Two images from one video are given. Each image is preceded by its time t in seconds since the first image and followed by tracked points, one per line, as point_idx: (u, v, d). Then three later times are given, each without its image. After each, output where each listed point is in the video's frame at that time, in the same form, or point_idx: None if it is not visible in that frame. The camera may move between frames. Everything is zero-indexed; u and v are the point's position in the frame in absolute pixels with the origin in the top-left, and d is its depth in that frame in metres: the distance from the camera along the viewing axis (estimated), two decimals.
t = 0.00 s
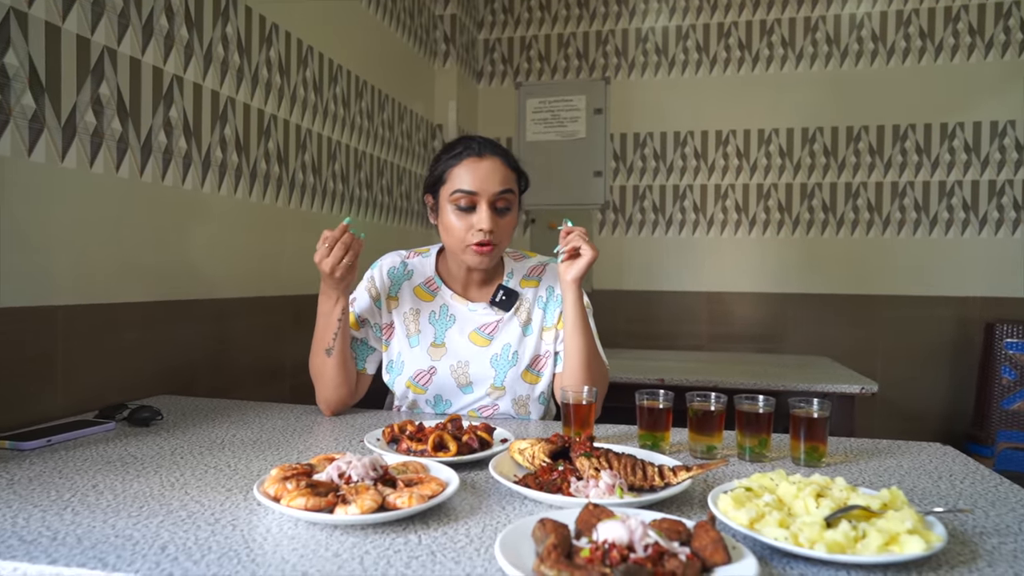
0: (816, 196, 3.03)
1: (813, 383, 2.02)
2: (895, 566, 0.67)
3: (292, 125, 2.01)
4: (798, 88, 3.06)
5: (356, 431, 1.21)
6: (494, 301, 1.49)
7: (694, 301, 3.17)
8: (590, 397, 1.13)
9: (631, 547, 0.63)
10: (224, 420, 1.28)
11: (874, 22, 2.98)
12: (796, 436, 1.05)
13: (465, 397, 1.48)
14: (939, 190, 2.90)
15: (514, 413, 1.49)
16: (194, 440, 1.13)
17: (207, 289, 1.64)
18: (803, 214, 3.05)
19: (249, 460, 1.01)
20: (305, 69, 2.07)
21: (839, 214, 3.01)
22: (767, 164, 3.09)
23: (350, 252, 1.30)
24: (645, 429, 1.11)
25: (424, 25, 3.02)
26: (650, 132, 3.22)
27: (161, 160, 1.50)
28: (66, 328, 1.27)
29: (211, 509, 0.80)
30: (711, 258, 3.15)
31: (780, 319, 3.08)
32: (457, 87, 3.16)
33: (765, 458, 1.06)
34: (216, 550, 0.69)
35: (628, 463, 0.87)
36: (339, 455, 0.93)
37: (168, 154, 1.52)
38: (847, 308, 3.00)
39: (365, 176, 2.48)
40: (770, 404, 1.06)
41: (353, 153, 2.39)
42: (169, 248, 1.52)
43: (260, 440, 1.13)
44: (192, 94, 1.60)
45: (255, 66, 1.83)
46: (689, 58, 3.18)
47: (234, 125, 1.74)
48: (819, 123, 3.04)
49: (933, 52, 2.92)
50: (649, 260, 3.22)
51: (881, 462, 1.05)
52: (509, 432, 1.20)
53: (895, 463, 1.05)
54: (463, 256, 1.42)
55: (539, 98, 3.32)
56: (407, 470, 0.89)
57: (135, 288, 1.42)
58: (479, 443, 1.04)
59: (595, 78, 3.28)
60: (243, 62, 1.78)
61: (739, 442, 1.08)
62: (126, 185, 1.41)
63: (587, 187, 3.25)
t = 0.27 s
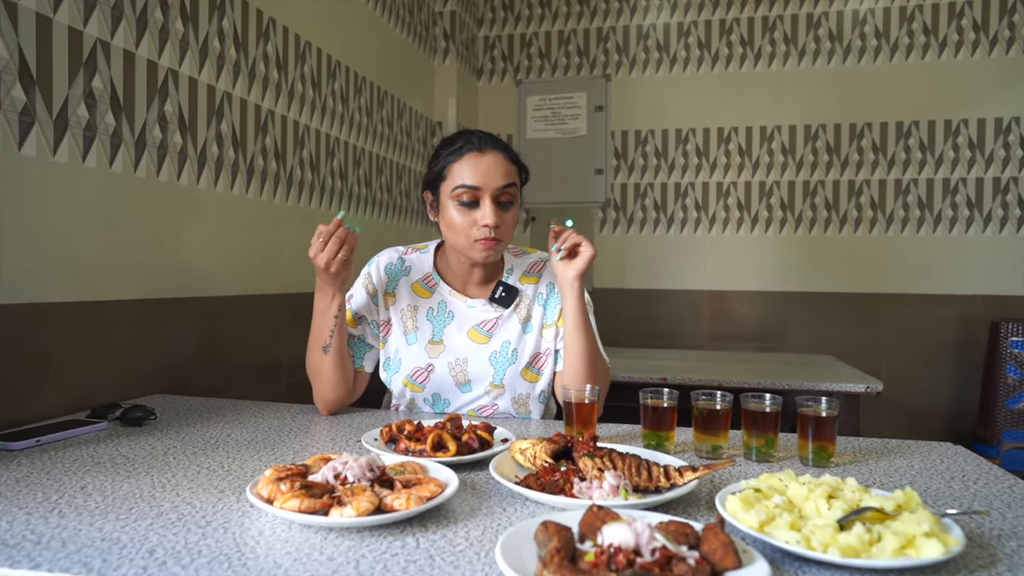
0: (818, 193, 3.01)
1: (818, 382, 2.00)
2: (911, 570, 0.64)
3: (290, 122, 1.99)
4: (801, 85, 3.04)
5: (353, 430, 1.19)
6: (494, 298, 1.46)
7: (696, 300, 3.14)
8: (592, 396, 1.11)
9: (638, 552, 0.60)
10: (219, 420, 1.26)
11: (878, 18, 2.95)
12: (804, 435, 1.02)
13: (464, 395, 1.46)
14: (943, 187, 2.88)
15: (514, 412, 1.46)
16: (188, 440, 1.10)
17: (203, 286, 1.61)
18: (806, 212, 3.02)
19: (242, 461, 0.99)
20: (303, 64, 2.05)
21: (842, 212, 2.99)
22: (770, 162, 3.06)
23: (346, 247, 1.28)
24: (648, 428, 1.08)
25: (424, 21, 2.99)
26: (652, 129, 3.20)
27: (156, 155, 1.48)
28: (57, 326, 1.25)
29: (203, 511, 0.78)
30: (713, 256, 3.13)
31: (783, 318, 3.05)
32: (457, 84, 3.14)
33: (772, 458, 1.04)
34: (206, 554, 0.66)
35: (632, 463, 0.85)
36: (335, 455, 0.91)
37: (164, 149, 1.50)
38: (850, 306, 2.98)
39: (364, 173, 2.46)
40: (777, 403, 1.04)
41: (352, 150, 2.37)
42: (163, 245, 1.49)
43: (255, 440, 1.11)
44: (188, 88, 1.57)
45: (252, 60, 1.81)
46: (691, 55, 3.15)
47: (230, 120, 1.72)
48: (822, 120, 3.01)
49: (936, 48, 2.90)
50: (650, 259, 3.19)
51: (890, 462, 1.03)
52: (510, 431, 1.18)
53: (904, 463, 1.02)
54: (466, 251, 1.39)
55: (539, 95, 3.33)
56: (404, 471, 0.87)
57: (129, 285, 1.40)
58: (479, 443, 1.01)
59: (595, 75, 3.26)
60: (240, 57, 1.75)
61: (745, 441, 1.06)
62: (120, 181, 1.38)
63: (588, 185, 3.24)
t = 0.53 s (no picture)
0: (821, 192, 2.99)
1: (821, 382, 1.98)
2: None
3: (288, 119, 1.97)
4: (803, 83, 3.01)
5: (351, 432, 1.16)
6: (494, 297, 1.44)
7: (698, 299, 3.12)
8: (594, 397, 1.09)
9: (643, 561, 0.58)
10: (215, 421, 1.23)
11: (881, 15, 2.93)
12: (811, 438, 1.00)
13: (464, 396, 1.43)
14: (946, 186, 2.86)
15: (514, 414, 1.44)
16: (182, 442, 1.08)
17: (199, 285, 1.59)
18: (808, 210, 3.00)
19: (237, 464, 0.96)
20: (301, 61, 2.03)
21: (844, 211, 2.96)
22: (772, 160, 3.04)
23: (344, 245, 1.26)
24: (652, 431, 1.06)
25: (424, 18, 2.97)
26: (653, 127, 3.18)
27: (151, 153, 1.45)
28: (50, 325, 1.23)
29: (195, 517, 0.75)
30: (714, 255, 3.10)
31: (785, 317, 3.03)
32: (457, 82, 3.12)
33: (778, 461, 1.02)
34: (196, 563, 0.64)
35: (636, 467, 0.83)
36: (331, 459, 0.89)
37: (159, 147, 1.48)
38: (853, 306, 2.96)
39: (363, 171, 2.44)
40: (783, 405, 1.02)
41: (350, 148, 2.35)
42: (159, 243, 1.47)
43: (250, 443, 1.08)
44: (183, 84, 1.55)
45: (249, 57, 1.78)
46: (692, 52, 3.13)
47: (227, 117, 1.69)
48: (824, 118, 2.99)
49: (940, 45, 2.87)
50: (651, 258, 3.17)
51: (899, 465, 1.01)
52: (510, 433, 1.16)
53: (913, 466, 1.00)
54: (465, 247, 1.37)
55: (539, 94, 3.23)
56: (402, 475, 0.85)
57: (124, 284, 1.38)
58: (479, 446, 0.99)
59: (596, 73, 3.24)
60: (237, 53, 1.73)
61: (750, 444, 1.03)
62: (114, 178, 1.36)
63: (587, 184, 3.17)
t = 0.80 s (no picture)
0: (822, 189, 2.97)
1: (822, 380, 1.97)
2: None
3: (285, 116, 1.95)
4: (804, 80, 3.00)
5: (348, 433, 1.15)
6: (493, 296, 1.43)
7: (698, 297, 3.11)
8: (594, 398, 1.07)
9: (644, 567, 0.57)
10: (210, 422, 1.22)
11: (882, 12, 2.91)
12: (814, 439, 0.99)
13: (462, 396, 1.42)
14: (948, 183, 2.84)
15: (514, 414, 1.42)
16: (176, 443, 1.06)
17: (196, 284, 1.58)
18: (809, 208, 2.99)
19: (232, 466, 0.95)
20: (298, 58, 2.01)
21: (845, 208, 2.95)
22: (773, 157, 3.02)
23: (340, 243, 1.24)
24: (653, 431, 1.05)
25: (422, 15, 2.95)
26: (653, 124, 3.16)
27: (146, 150, 1.44)
28: (45, 324, 1.21)
29: (187, 521, 0.74)
30: (715, 252, 3.09)
31: (786, 315, 3.01)
32: (456, 79, 3.10)
33: (781, 462, 1.00)
34: (189, 568, 0.63)
35: (637, 470, 0.82)
36: (327, 461, 0.87)
37: (154, 144, 1.46)
38: (854, 304, 2.94)
39: (362, 169, 2.42)
40: (785, 405, 1.00)
41: (349, 146, 2.33)
42: (154, 241, 1.46)
43: (246, 444, 1.07)
44: (179, 81, 1.53)
45: (246, 54, 1.77)
46: (693, 49, 3.11)
47: (223, 115, 1.68)
48: (826, 115, 2.97)
49: (942, 41, 2.86)
50: (651, 256, 3.16)
51: (904, 466, 0.99)
52: (510, 434, 1.14)
53: (918, 467, 0.99)
54: (450, 244, 1.36)
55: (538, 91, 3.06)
56: (399, 478, 0.83)
57: (119, 283, 1.36)
58: (478, 447, 0.98)
59: (596, 70, 3.22)
60: (234, 50, 1.71)
61: (752, 445, 1.02)
62: (109, 176, 1.34)
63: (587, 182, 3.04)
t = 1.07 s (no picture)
0: (823, 187, 2.96)
1: (823, 379, 1.96)
2: None
3: (284, 113, 1.94)
4: (805, 77, 2.99)
5: (346, 432, 1.14)
6: (492, 293, 1.42)
7: (698, 296, 3.10)
8: (593, 396, 1.07)
9: (644, 567, 0.56)
10: (207, 420, 1.21)
11: (883, 9, 2.90)
12: (814, 437, 0.98)
13: (461, 394, 1.41)
14: (949, 181, 2.83)
15: (513, 412, 1.42)
16: (173, 442, 1.06)
17: (194, 282, 1.57)
18: (810, 206, 2.98)
19: (228, 465, 0.94)
20: (297, 55, 2.00)
21: (846, 206, 2.94)
22: (773, 155, 3.01)
23: (337, 241, 1.23)
24: (652, 429, 1.04)
25: (422, 12, 2.94)
26: (653, 122, 3.15)
27: (144, 147, 1.43)
28: (41, 322, 1.20)
29: (182, 519, 0.73)
30: (715, 251, 3.08)
31: (786, 314, 3.01)
32: (455, 77, 3.09)
33: (781, 461, 1.00)
34: (183, 567, 0.62)
35: (636, 468, 0.81)
36: (324, 459, 0.86)
37: (152, 141, 1.45)
38: (855, 302, 2.94)
39: (361, 167, 2.42)
40: (785, 403, 1.00)
41: (348, 144, 2.32)
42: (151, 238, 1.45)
43: (243, 442, 1.06)
44: (177, 78, 1.52)
45: (244, 50, 1.76)
46: (693, 47, 3.10)
47: (221, 112, 1.67)
48: (827, 113, 2.96)
49: (943, 39, 2.85)
50: (651, 254, 3.15)
51: (905, 465, 0.99)
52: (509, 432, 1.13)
53: (920, 466, 0.98)
54: (443, 241, 1.36)
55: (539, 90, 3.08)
56: (397, 476, 0.83)
57: (116, 281, 1.35)
58: (476, 446, 0.97)
59: (596, 67, 3.21)
60: (232, 47, 1.71)
61: (752, 443, 1.01)
62: (106, 173, 1.33)
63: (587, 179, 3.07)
